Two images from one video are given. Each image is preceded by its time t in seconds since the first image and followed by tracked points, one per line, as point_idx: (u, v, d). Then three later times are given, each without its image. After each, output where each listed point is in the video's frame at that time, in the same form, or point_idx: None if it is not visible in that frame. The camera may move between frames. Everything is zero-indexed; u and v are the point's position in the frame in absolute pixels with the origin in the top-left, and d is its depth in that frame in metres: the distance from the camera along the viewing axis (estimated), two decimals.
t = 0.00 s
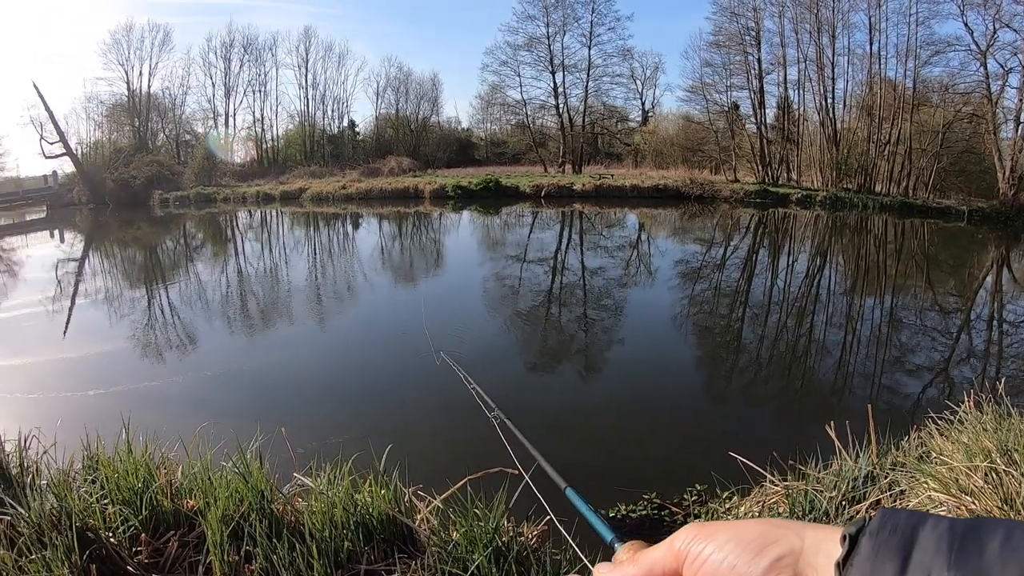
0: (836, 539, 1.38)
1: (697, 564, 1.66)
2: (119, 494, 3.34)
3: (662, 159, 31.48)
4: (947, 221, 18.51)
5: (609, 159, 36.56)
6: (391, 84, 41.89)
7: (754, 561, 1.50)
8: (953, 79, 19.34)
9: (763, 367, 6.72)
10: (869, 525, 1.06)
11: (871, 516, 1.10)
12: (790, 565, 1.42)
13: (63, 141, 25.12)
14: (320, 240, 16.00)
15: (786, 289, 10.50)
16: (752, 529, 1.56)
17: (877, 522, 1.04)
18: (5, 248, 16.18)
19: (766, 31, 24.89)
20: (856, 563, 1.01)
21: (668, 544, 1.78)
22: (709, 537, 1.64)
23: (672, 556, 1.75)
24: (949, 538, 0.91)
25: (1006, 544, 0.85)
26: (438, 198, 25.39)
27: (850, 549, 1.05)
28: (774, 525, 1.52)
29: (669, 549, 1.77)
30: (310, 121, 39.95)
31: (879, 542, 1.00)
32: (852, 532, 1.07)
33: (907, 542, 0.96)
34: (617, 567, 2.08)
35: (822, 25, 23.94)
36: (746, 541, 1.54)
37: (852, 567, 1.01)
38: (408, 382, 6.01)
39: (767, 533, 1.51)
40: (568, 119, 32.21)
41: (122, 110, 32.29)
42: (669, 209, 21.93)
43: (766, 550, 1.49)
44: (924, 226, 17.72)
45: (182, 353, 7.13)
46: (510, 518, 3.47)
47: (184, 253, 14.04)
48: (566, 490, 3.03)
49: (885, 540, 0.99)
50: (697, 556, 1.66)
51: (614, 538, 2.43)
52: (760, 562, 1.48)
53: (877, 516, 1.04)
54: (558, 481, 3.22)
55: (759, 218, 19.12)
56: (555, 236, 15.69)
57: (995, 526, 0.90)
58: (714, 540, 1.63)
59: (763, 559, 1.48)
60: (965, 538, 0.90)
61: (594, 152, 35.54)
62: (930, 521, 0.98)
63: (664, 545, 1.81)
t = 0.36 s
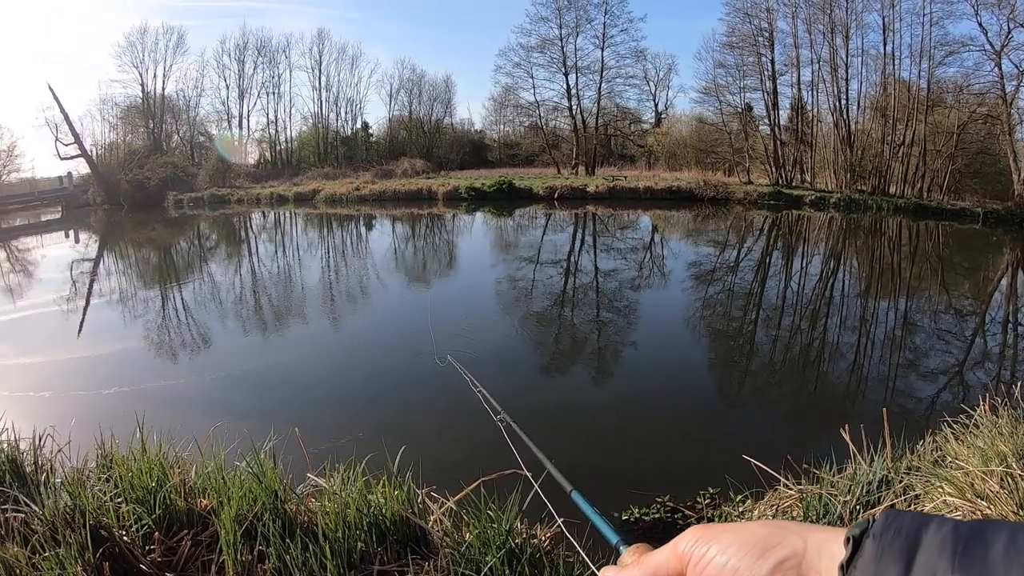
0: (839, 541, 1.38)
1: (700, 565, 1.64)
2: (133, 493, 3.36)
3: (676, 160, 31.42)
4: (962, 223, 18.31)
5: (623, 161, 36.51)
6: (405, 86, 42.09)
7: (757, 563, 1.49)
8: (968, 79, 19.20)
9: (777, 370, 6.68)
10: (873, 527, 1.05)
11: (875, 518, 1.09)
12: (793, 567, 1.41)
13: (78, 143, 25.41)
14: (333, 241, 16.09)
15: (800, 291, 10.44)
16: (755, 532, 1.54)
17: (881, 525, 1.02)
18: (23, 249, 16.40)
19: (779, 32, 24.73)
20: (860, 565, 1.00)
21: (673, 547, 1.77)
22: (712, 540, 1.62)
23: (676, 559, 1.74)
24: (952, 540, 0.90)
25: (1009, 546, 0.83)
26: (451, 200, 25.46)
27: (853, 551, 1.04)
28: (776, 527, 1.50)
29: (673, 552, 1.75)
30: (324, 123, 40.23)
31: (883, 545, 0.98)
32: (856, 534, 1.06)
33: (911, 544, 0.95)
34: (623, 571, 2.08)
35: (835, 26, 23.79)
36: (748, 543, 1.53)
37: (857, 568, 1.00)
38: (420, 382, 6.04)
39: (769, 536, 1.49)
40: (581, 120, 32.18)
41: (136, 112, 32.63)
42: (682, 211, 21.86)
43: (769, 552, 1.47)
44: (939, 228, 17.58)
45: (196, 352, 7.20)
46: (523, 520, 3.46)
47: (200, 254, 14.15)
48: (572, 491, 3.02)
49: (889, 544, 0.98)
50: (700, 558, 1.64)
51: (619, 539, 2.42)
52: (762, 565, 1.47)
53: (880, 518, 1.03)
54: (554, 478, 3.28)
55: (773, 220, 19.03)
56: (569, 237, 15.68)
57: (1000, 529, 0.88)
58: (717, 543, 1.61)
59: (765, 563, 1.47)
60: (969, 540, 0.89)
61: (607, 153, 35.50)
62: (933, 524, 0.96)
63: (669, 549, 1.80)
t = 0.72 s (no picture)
0: (845, 545, 1.36)
1: (705, 567, 1.64)
2: (145, 491, 3.39)
3: (688, 161, 31.37)
4: (975, 224, 18.14)
5: (634, 162, 36.49)
6: (417, 87, 42.30)
7: (760, 565, 1.48)
8: (980, 79, 19.32)
9: (789, 372, 6.65)
10: (878, 530, 1.04)
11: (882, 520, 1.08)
12: (800, 570, 1.41)
13: (91, 144, 25.65)
14: (345, 242, 16.17)
15: (812, 293, 10.39)
16: (760, 533, 1.53)
17: (887, 527, 1.01)
18: (38, 249, 16.56)
19: (791, 32, 24.63)
20: (864, 568, 0.99)
21: (678, 549, 1.77)
22: (717, 542, 1.62)
23: (681, 560, 1.74)
24: (957, 544, 0.89)
25: (1015, 552, 0.83)
26: (462, 201, 25.53)
27: (858, 553, 1.03)
28: (780, 529, 1.50)
29: (678, 553, 1.75)
30: (336, 124, 40.48)
31: (888, 548, 0.98)
32: (860, 537, 1.04)
33: (917, 547, 0.94)
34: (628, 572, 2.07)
35: (847, 26, 23.66)
36: (754, 545, 1.52)
37: (863, 570, 0.99)
38: (431, 383, 6.05)
39: (773, 538, 1.49)
40: (592, 121, 32.17)
41: (149, 113, 32.90)
42: (694, 212, 21.81)
43: (773, 555, 1.46)
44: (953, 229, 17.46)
45: (208, 352, 7.26)
46: (534, 522, 3.46)
47: (213, 254, 14.26)
48: (578, 493, 3.00)
49: (895, 546, 0.97)
50: (705, 561, 1.64)
51: (624, 542, 2.41)
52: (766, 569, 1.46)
53: (886, 521, 1.02)
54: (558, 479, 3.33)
55: (785, 221, 18.95)
56: (581, 238, 15.69)
57: (1005, 531, 0.88)
58: (723, 546, 1.60)
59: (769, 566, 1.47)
60: (976, 543, 0.88)
61: (619, 154, 35.50)
62: (939, 528, 0.95)
63: (674, 550, 1.79)
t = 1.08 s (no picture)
0: (843, 546, 1.35)
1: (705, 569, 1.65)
2: (152, 490, 3.41)
3: (695, 161, 31.30)
4: (984, 224, 18.04)
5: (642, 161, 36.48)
6: (424, 87, 42.40)
7: (760, 567, 1.48)
8: (989, 78, 19.55)
9: (797, 372, 6.63)
10: (877, 532, 1.04)
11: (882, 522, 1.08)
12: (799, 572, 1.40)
13: (99, 144, 25.76)
14: (352, 241, 16.21)
15: (820, 292, 10.35)
16: (760, 537, 1.52)
17: (886, 529, 1.02)
18: (45, 248, 16.60)
19: (798, 31, 24.54)
20: (863, 568, 1.00)
21: (677, 552, 1.78)
22: (717, 545, 1.63)
23: (681, 563, 1.75)
24: (954, 547, 0.89)
25: (1012, 551, 0.83)
26: (470, 200, 25.57)
27: (858, 556, 1.03)
28: (777, 532, 1.49)
29: (677, 557, 1.76)
30: (343, 124, 40.62)
31: (888, 552, 0.97)
32: (861, 538, 1.05)
33: (916, 548, 0.94)
34: None
35: (855, 24, 23.57)
36: (752, 549, 1.51)
37: (863, 571, 0.99)
38: (437, 382, 6.06)
39: (771, 542, 1.48)
40: (600, 121, 32.14)
41: (157, 113, 33.02)
42: (702, 211, 21.76)
43: (772, 558, 1.45)
44: (961, 229, 17.37)
45: (215, 351, 7.29)
46: (542, 522, 3.45)
47: (221, 254, 14.29)
48: (578, 496, 2.99)
49: (894, 549, 0.97)
50: (705, 565, 1.64)
51: (625, 545, 2.41)
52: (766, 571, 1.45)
53: (886, 523, 1.03)
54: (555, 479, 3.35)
55: (793, 221, 18.88)
56: (588, 238, 15.68)
57: (1006, 532, 0.88)
58: (723, 549, 1.61)
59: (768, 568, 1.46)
60: (975, 545, 0.88)
61: (626, 154, 35.47)
62: (939, 527, 0.94)
63: (673, 554, 1.80)
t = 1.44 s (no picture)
0: (839, 546, 1.35)
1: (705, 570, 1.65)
2: (160, 487, 3.43)
3: (703, 159, 31.24)
4: (993, 222, 17.92)
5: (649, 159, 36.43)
6: (431, 85, 42.43)
7: (758, 568, 1.47)
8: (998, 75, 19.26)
9: (804, 371, 6.61)
10: (877, 532, 1.04)
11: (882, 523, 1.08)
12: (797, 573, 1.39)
13: (107, 142, 25.88)
14: (360, 239, 16.26)
15: (828, 291, 10.32)
16: (758, 537, 1.52)
17: (885, 529, 1.01)
18: (54, 246, 16.70)
19: (806, 28, 24.39)
20: (863, 569, 0.99)
21: (677, 552, 1.77)
22: (717, 546, 1.62)
23: (681, 563, 1.74)
24: (954, 548, 0.88)
25: (1012, 551, 0.83)
26: (477, 198, 25.61)
27: (857, 555, 1.03)
28: (775, 532, 1.49)
29: (677, 557, 1.75)
30: (351, 121, 40.72)
31: (886, 552, 0.97)
32: (859, 539, 1.04)
33: (915, 549, 0.94)
34: None
35: (864, 21, 23.43)
36: (750, 549, 1.51)
37: (861, 571, 0.99)
38: (444, 380, 6.06)
39: (769, 542, 1.48)
40: (607, 118, 32.09)
41: (164, 111, 33.15)
42: (709, 209, 21.70)
43: (771, 558, 1.45)
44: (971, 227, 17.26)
45: (223, 348, 7.33)
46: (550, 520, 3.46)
47: (229, 251, 14.34)
48: (579, 496, 2.98)
49: (891, 549, 0.96)
50: (705, 564, 1.64)
51: (626, 545, 2.40)
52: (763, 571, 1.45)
53: (884, 523, 1.02)
54: (556, 478, 3.34)
55: (801, 219, 18.82)
56: (596, 236, 15.67)
57: (1005, 533, 0.87)
58: (722, 549, 1.60)
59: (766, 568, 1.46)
60: (973, 545, 0.87)
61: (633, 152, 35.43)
62: (936, 529, 0.95)
63: (674, 553, 1.80)
